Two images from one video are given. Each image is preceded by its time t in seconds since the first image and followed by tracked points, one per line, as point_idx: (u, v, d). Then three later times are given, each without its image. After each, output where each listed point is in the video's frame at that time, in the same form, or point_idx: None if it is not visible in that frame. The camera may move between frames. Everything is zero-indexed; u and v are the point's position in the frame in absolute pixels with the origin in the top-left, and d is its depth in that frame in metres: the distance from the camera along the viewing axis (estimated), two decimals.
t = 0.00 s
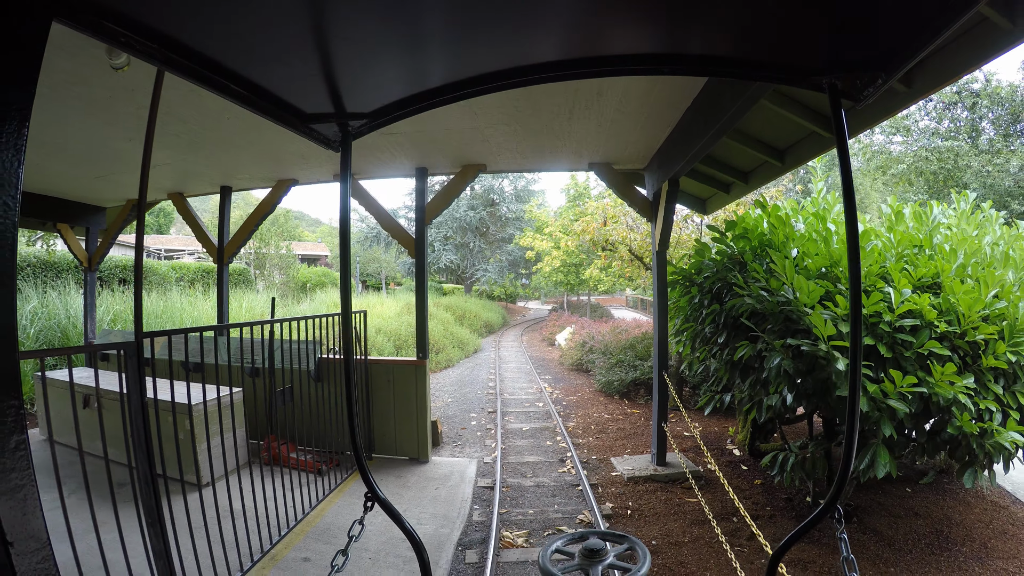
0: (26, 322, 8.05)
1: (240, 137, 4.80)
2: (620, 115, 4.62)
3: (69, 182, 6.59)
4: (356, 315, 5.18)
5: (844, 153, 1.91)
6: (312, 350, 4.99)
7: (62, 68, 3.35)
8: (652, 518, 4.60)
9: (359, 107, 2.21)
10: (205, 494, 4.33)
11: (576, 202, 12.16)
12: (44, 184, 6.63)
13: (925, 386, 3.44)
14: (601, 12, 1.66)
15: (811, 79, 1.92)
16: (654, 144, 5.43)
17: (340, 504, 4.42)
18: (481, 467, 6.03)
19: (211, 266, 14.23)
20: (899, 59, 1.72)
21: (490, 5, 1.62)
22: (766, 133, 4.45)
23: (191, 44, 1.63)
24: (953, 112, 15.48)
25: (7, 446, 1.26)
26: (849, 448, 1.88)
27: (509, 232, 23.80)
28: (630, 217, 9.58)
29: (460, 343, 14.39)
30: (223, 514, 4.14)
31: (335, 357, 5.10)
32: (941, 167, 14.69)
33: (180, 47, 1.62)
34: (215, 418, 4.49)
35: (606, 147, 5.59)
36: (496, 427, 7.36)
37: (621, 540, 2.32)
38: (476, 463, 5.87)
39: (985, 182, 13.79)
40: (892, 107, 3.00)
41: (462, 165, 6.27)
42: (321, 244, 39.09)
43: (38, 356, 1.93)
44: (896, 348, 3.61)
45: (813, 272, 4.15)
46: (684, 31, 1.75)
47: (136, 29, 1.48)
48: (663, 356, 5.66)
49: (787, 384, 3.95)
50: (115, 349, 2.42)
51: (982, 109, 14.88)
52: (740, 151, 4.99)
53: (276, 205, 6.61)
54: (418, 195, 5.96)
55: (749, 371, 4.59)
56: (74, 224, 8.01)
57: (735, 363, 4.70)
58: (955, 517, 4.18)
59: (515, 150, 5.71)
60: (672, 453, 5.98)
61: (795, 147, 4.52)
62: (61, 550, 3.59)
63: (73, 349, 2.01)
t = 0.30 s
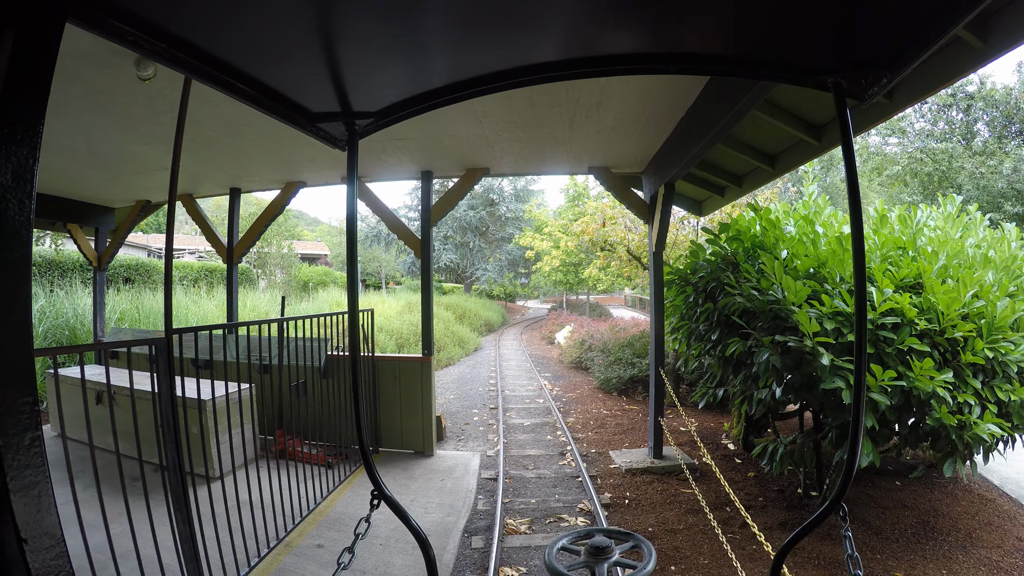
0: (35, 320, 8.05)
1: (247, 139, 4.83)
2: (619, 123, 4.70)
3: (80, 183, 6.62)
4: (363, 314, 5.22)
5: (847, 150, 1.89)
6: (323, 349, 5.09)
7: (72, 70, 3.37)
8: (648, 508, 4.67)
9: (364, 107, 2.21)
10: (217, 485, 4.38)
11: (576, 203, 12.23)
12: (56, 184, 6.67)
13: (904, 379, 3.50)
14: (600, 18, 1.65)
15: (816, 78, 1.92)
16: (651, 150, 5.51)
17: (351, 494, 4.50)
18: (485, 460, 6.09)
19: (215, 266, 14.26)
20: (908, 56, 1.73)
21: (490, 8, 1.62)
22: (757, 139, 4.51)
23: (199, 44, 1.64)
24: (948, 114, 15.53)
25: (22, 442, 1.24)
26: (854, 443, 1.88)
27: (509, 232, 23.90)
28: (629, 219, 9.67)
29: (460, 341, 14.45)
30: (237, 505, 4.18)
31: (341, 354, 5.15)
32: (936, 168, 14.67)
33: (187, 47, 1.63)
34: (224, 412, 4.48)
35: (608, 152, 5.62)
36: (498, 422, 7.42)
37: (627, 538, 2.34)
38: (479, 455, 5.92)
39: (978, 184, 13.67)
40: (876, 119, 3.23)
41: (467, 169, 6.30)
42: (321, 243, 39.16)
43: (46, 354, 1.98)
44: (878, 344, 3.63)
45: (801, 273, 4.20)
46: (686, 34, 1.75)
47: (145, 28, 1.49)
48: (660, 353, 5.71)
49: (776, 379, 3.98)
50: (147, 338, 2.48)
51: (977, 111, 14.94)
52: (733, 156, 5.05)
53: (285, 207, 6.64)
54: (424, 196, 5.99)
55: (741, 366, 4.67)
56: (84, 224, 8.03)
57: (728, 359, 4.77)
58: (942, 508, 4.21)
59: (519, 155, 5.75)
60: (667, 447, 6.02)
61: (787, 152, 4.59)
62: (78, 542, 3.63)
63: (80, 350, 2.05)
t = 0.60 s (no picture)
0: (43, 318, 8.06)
1: (250, 141, 4.83)
2: (618, 129, 4.74)
3: (85, 184, 6.64)
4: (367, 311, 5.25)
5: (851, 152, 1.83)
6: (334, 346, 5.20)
7: (76, 72, 3.38)
8: (644, 498, 4.75)
9: (367, 107, 2.19)
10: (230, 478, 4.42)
11: (574, 203, 12.26)
12: (63, 185, 6.69)
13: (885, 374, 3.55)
14: (602, 17, 1.63)
15: (819, 79, 1.89)
16: (646, 155, 5.59)
17: (359, 485, 4.60)
18: (486, 454, 6.13)
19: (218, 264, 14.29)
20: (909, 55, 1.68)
21: (490, 8, 1.60)
22: (746, 144, 4.58)
23: (202, 45, 1.62)
24: (942, 117, 15.58)
25: (30, 439, 1.26)
26: (857, 437, 1.77)
27: (508, 231, 23.97)
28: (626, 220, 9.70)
29: (461, 339, 14.50)
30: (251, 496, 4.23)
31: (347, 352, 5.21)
32: (931, 170, 14.66)
33: (191, 47, 1.61)
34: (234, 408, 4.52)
35: (608, 156, 5.64)
36: (500, 418, 7.46)
37: (629, 536, 2.32)
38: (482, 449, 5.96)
39: (972, 186, 13.63)
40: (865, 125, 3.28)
41: (470, 172, 6.33)
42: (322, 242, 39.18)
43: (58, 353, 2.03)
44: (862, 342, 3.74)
45: (790, 273, 4.27)
46: (689, 37, 1.74)
47: (150, 29, 1.46)
48: (656, 352, 5.75)
49: (764, 374, 4.11)
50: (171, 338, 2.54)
51: (971, 114, 15.10)
52: (726, 162, 5.11)
53: (292, 209, 6.67)
54: (429, 199, 6.01)
55: (733, 362, 4.75)
56: (93, 224, 8.05)
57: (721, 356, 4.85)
58: (930, 501, 4.26)
59: (521, 158, 5.77)
60: (663, 441, 6.06)
61: (776, 159, 4.67)
62: (87, 533, 3.66)
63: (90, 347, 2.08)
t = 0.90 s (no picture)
0: (50, 317, 8.09)
1: (254, 142, 4.83)
2: (618, 133, 4.76)
3: (92, 184, 6.66)
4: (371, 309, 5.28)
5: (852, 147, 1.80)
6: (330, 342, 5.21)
7: (81, 72, 3.38)
8: (641, 489, 4.81)
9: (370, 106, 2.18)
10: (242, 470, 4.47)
11: (573, 203, 12.28)
12: (69, 185, 6.71)
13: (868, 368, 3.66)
14: (601, 18, 1.62)
15: (823, 75, 1.86)
16: (643, 158, 5.62)
17: (367, 477, 4.69)
18: (488, 447, 6.18)
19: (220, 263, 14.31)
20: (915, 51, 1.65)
21: (492, 9, 1.58)
22: (738, 149, 4.63)
23: (204, 44, 1.60)
24: (937, 118, 15.62)
25: (30, 434, 1.25)
26: (862, 433, 1.77)
27: (507, 231, 24.00)
28: (624, 220, 9.73)
29: (461, 338, 14.54)
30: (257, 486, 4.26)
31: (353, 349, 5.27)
32: (925, 171, 14.53)
33: (194, 46, 1.60)
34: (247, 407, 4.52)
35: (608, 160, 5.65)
36: (500, 414, 7.51)
37: (631, 535, 2.34)
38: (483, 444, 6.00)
39: (966, 187, 13.69)
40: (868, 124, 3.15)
41: (471, 175, 6.37)
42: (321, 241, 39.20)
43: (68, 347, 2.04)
44: (848, 338, 3.88)
45: (780, 274, 4.32)
46: (692, 40, 1.74)
47: (152, 27, 1.46)
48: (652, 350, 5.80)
49: (755, 369, 4.18)
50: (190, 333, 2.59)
51: (966, 116, 15.13)
52: (718, 165, 5.16)
53: (299, 210, 6.69)
54: (432, 199, 6.03)
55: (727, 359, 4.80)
56: (100, 224, 8.06)
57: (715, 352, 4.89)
58: (918, 495, 4.30)
59: (523, 161, 5.78)
60: (660, 436, 6.10)
61: (769, 163, 4.70)
62: (101, 528, 3.65)
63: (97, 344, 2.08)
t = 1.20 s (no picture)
0: (56, 315, 8.09)
1: (260, 142, 4.82)
2: (620, 136, 4.77)
3: (100, 185, 6.67)
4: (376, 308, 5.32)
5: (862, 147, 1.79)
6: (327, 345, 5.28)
7: (86, 74, 3.37)
8: (637, 481, 4.88)
9: (376, 101, 2.10)
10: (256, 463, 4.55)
11: (571, 203, 12.32)
12: (77, 186, 6.71)
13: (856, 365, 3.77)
14: (606, 18, 1.60)
15: (829, 71, 1.83)
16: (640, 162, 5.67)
17: (373, 470, 4.77)
18: (490, 442, 6.22)
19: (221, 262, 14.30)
20: (925, 43, 1.61)
21: (497, 9, 1.57)
22: (731, 153, 4.68)
23: (206, 42, 1.55)
24: (933, 120, 15.70)
25: (21, 431, 1.22)
26: (871, 432, 1.74)
27: (506, 230, 24.04)
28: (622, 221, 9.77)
29: (460, 336, 14.57)
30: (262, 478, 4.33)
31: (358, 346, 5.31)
32: (920, 173, 14.70)
33: (197, 42, 1.54)
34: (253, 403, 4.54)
35: (607, 162, 5.68)
36: (501, 410, 7.55)
37: (637, 534, 2.12)
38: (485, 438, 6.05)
39: (961, 188, 13.77)
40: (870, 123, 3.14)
41: (476, 176, 6.38)
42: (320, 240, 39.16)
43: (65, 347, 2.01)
44: (836, 336, 3.94)
45: (772, 274, 4.37)
46: (697, 41, 1.73)
47: (154, 21, 1.40)
48: (648, 348, 5.82)
49: (747, 365, 4.25)
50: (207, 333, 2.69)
51: (962, 117, 15.12)
52: (713, 168, 5.21)
53: (304, 211, 6.71)
54: (435, 200, 6.06)
55: (721, 355, 4.85)
56: (108, 223, 8.07)
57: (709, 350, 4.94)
58: (907, 488, 4.36)
59: (526, 163, 5.79)
60: (656, 431, 6.15)
61: (761, 167, 4.75)
62: (116, 517, 3.70)
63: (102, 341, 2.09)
